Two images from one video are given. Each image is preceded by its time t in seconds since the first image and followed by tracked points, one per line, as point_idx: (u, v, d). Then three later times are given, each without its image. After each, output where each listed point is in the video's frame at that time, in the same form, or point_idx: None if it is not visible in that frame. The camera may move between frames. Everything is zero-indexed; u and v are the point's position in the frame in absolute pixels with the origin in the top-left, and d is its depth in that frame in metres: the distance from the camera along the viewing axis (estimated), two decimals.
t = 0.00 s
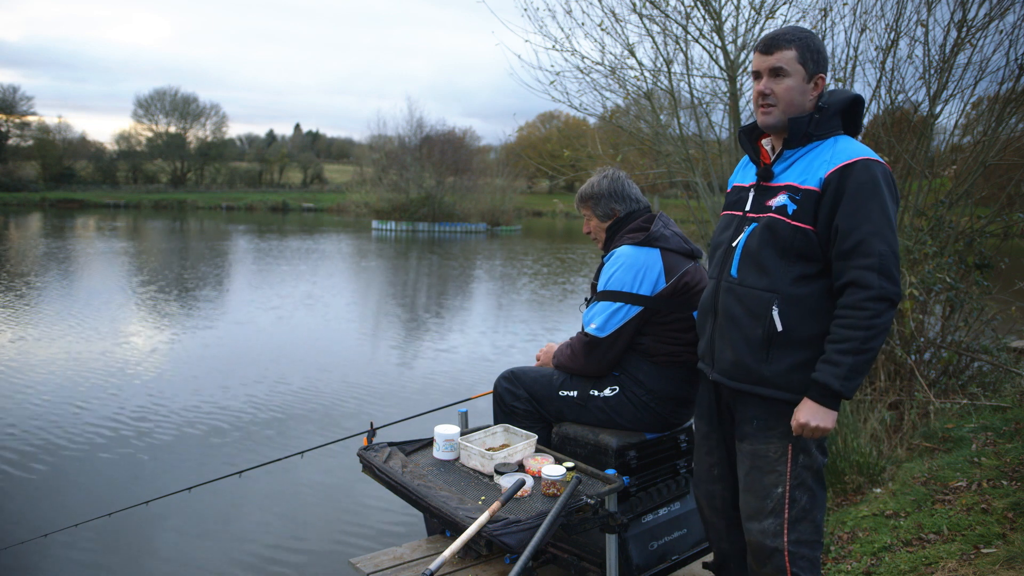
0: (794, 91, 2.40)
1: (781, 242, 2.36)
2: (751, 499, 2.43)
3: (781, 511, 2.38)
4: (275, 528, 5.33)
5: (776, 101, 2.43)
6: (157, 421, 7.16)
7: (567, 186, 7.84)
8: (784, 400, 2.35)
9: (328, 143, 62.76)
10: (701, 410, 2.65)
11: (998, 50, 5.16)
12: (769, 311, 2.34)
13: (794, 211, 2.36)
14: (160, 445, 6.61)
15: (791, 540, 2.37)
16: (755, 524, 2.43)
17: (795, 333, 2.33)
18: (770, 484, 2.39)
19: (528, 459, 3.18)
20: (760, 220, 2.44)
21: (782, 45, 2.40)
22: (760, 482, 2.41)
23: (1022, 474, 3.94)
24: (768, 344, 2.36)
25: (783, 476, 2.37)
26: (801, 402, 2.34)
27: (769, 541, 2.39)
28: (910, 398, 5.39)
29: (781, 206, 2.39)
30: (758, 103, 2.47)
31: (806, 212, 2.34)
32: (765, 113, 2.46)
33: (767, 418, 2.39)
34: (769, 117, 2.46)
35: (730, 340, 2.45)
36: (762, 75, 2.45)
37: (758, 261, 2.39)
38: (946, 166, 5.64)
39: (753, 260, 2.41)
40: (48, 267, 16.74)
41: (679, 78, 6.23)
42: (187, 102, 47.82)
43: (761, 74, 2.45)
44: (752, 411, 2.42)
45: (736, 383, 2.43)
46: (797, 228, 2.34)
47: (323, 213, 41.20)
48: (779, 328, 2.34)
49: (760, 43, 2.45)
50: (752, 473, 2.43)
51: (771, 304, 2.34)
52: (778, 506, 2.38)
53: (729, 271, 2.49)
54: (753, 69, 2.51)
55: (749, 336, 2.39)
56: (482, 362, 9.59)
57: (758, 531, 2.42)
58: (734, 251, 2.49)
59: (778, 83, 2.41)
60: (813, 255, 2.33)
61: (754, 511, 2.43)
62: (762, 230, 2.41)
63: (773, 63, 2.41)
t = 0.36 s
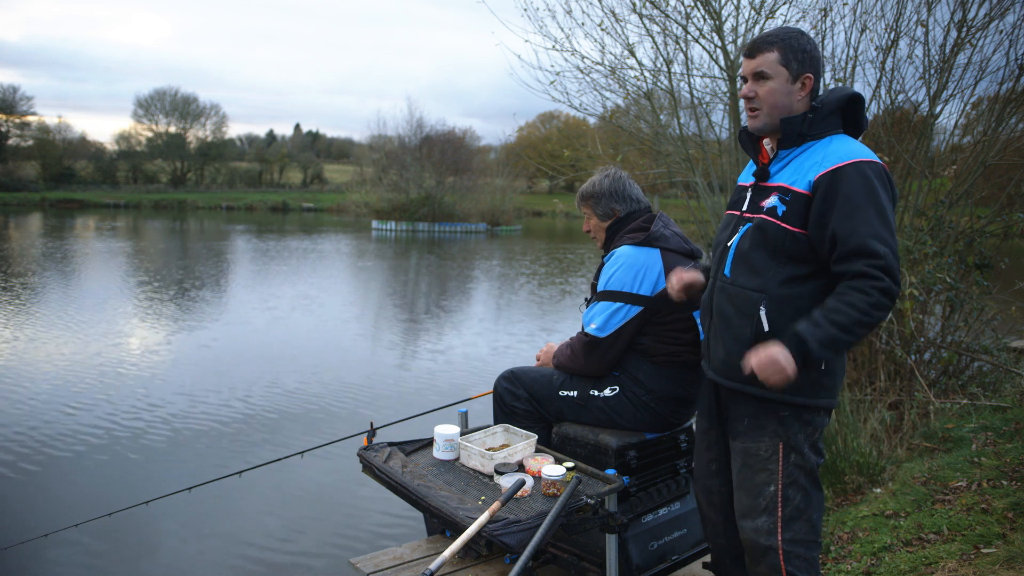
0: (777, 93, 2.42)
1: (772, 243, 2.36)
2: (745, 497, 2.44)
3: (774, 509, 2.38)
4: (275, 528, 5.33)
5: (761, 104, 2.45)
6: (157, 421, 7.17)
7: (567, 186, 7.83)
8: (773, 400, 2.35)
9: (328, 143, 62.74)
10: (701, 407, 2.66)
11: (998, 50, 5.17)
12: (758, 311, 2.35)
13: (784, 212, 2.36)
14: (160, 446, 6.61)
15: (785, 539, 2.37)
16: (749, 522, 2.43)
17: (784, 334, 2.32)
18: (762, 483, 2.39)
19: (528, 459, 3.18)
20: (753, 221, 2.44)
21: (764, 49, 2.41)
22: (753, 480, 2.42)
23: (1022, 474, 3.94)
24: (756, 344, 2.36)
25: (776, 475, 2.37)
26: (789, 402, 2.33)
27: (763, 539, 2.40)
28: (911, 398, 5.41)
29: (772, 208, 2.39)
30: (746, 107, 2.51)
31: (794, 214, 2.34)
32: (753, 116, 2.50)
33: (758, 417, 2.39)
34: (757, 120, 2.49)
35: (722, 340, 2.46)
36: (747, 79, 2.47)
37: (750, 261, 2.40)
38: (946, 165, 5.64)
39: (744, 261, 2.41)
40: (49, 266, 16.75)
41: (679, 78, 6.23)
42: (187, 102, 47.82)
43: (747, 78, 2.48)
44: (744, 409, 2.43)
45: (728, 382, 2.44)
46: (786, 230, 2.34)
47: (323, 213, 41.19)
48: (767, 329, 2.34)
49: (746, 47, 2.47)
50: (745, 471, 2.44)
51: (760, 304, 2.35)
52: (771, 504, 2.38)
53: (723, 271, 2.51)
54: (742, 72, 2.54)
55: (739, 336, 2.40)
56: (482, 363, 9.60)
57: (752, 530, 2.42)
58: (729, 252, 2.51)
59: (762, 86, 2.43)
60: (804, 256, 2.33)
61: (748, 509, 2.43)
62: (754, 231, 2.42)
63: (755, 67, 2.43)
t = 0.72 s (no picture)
0: (779, 94, 2.41)
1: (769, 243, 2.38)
2: (745, 497, 2.44)
3: (773, 508, 2.38)
4: (275, 528, 5.33)
5: (763, 105, 2.44)
6: (157, 421, 7.17)
7: (567, 186, 7.83)
8: (772, 400, 2.35)
9: (328, 143, 62.73)
10: (701, 405, 2.66)
11: (999, 50, 5.17)
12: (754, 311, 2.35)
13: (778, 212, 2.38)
14: (160, 446, 6.61)
15: (784, 539, 2.37)
16: (749, 522, 2.43)
17: (780, 334, 2.32)
18: (761, 482, 2.39)
19: (528, 459, 3.18)
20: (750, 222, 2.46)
21: (762, 50, 2.40)
22: (752, 480, 2.42)
23: (1022, 474, 3.94)
24: (754, 344, 2.35)
25: (774, 475, 2.37)
26: (788, 402, 2.32)
27: (763, 539, 2.40)
28: (911, 398, 5.40)
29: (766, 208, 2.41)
30: (745, 109, 2.48)
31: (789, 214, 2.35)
32: (753, 118, 2.47)
33: (758, 417, 2.39)
34: (758, 122, 2.47)
35: (721, 340, 2.46)
36: (745, 82, 2.45)
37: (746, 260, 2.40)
38: (945, 165, 5.64)
39: (741, 261, 2.42)
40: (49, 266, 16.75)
41: (679, 78, 6.23)
42: (187, 102, 47.80)
43: (744, 80, 2.46)
44: (743, 409, 2.43)
45: (726, 382, 2.44)
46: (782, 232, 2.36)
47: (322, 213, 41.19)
48: (764, 329, 2.33)
49: (741, 49, 2.45)
50: (745, 471, 2.44)
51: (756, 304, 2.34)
52: (770, 504, 2.38)
53: (721, 272, 2.51)
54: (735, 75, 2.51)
55: (737, 337, 2.40)
56: (482, 363, 9.60)
57: (752, 529, 2.42)
58: (727, 252, 2.51)
59: (763, 88, 2.42)
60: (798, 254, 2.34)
61: (748, 509, 2.43)
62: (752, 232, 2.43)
63: (754, 69, 2.41)
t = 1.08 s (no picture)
0: (786, 93, 2.42)
1: (776, 242, 2.37)
2: (747, 497, 2.43)
3: (776, 508, 2.38)
4: (275, 528, 5.33)
5: (770, 104, 2.43)
6: (157, 421, 7.17)
7: (567, 186, 7.82)
8: (777, 399, 2.35)
9: (328, 143, 62.71)
10: (702, 406, 2.66)
11: (999, 49, 5.17)
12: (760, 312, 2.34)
13: (786, 212, 2.37)
14: (160, 446, 6.61)
15: (787, 539, 2.37)
16: (751, 522, 2.43)
17: (787, 334, 2.32)
18: (764, 482, 2.39)
19: (528, 459, 3.18)
20: (754, 221, 2.45)
21: (769, 48, 2.41)
22: (755, 480, 2.42)
23: (1022, 474, 3.94)
24: (760, 344, 2.35)
25: (778, 474, 2.37)
26: (794, 401, 2.33)
27: (765, 539, 2.40)
28: (911, 398, 5.41)
29: (773, 208, 2.40)
30: (751, 108, 2.46)
31: (796, 213, 2.35)
32: (760, 118, 2.45)
33: (762, 416, 2.39)
34: (764, 121, 2.45)
35: (724, 340, 2.45)
36: (752, 81, 2.44)
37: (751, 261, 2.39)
38: (945, 165, 5.64)
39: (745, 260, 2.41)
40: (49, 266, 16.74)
41: (679, 78, 6.23)
42: (187, 101, 47.78)
43: (750, 79, 2.45)
44: (746, 408, 2.42)
45: (730, 381, 2.43)
46: (788, 230, 2.36)
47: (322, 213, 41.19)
48: (771, 328, 2.33)
49: (746, 48, 2.45)
50: (748, 471, 2.44)
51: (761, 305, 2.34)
52: (773, 504, 2.38)
53: (724, 272, 2.50)
54: (738, 76, 2.50)
55: (742, 336, 2.38)
56: (482, 363, 9.60)
57: (754, 529, 2.42)
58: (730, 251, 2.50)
59: (770, 87, 2.42)
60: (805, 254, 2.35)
61: (750, 508, 2.43)
62: (756, 231, 2.42)
63: (761, 69, 2.41)
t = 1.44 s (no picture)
0: (797, 96, 2.43)
1: (784, 239, 2.37)
2: (748, 496, 2.43)
3: (778, 507, 2.38)
4: (275, 528, 5.33)
5: (782, 108, 2.43)
6: (156, 421, 7.17)
7: (567, 186, 7.82)
8: (784, 396, 2.35)
9: (328, 143, 62.70)
10: (702, 405, 2.65)
11: (999, 49, 5.17)
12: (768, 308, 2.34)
13: (796, 209, 2.36)
14: (160, 446, 6.61)
15: (788, 537, 2.37)
16: (752, 521, 2.43)
17: (794, 330, 2.32)
18: (767, 481, 2.39)
19: (528, 459, 3.18)
20: (762, 219, 2.44)
21: (780, 52, 2.40)
22: (757, 478, 2.41)
23: (1022, 474, 3.94)
24: (767, 340, 2.35)
25: (780, 473, 2.37)
26: (799, 398, 2.33)
27: (766, 538, 2.39)
28: (911, 398, 5.41)
29: (783, 205, 2.39)
30: (762, 112, 2.46)
31: (807, 210, 2.35)
32: (771, 122, 2.45)
33: (765, 414, 2.38)
34: (775, 125, 2.45)
35: (730, 337, 2.45)
36: (762, 85, 2.44)
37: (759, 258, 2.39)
38: (945, 165, 5.65)
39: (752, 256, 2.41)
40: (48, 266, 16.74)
41: (679, 78, 6.23)
42: (187, 102, 47.77)
43: (761, 83, 2.45)
44: (749, 406, 2.42)
45: (736, 378, 2.42)
46: (798, 226, 2.35)
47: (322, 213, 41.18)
48: (779, 325, 2.33)
49: (756, 52, 2.44)
50: (749, 470, 2.43)
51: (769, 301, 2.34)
52: (775, 503, 2.38)
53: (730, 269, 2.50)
54: (748, 79, 2.50)
55: (749, 333, 2.38)
56: (482, 363, 9.61)
57: (755, 528, 2.41)
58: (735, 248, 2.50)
59: (781, 91, 2.43)
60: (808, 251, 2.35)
61: (751, 507, 2.43)
62: (764, 227, 2.41)
63: (772, 73, 2.41)
